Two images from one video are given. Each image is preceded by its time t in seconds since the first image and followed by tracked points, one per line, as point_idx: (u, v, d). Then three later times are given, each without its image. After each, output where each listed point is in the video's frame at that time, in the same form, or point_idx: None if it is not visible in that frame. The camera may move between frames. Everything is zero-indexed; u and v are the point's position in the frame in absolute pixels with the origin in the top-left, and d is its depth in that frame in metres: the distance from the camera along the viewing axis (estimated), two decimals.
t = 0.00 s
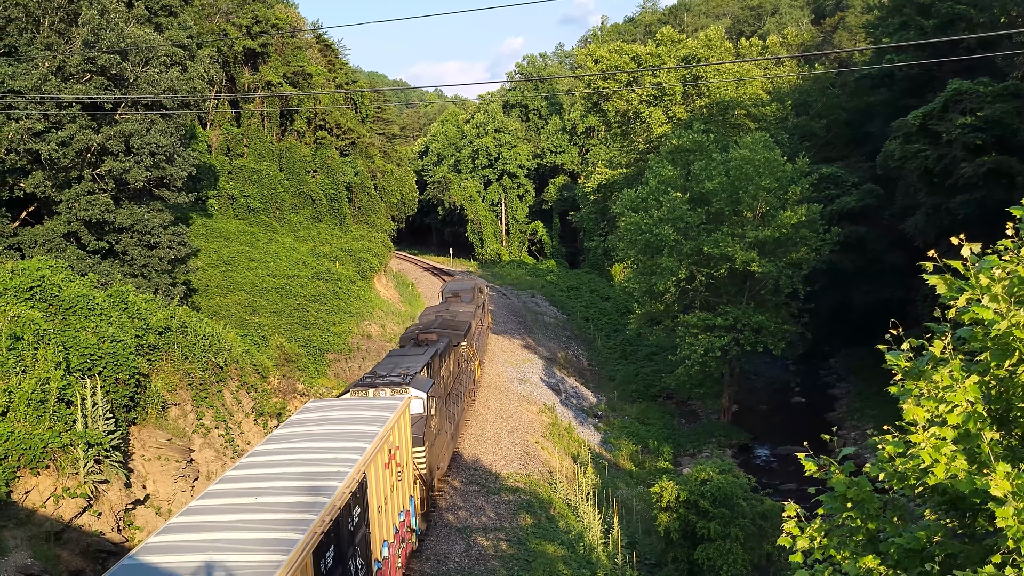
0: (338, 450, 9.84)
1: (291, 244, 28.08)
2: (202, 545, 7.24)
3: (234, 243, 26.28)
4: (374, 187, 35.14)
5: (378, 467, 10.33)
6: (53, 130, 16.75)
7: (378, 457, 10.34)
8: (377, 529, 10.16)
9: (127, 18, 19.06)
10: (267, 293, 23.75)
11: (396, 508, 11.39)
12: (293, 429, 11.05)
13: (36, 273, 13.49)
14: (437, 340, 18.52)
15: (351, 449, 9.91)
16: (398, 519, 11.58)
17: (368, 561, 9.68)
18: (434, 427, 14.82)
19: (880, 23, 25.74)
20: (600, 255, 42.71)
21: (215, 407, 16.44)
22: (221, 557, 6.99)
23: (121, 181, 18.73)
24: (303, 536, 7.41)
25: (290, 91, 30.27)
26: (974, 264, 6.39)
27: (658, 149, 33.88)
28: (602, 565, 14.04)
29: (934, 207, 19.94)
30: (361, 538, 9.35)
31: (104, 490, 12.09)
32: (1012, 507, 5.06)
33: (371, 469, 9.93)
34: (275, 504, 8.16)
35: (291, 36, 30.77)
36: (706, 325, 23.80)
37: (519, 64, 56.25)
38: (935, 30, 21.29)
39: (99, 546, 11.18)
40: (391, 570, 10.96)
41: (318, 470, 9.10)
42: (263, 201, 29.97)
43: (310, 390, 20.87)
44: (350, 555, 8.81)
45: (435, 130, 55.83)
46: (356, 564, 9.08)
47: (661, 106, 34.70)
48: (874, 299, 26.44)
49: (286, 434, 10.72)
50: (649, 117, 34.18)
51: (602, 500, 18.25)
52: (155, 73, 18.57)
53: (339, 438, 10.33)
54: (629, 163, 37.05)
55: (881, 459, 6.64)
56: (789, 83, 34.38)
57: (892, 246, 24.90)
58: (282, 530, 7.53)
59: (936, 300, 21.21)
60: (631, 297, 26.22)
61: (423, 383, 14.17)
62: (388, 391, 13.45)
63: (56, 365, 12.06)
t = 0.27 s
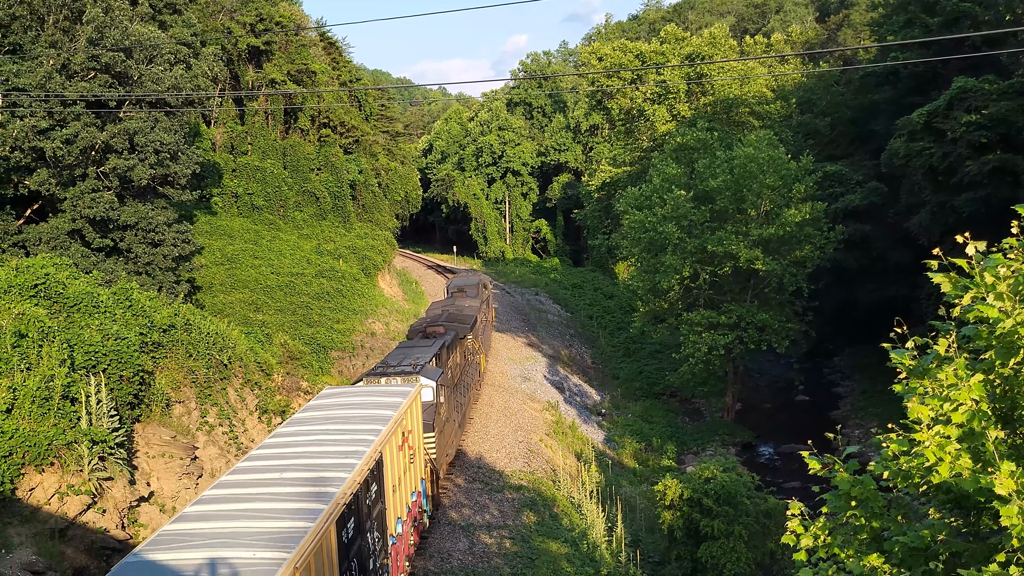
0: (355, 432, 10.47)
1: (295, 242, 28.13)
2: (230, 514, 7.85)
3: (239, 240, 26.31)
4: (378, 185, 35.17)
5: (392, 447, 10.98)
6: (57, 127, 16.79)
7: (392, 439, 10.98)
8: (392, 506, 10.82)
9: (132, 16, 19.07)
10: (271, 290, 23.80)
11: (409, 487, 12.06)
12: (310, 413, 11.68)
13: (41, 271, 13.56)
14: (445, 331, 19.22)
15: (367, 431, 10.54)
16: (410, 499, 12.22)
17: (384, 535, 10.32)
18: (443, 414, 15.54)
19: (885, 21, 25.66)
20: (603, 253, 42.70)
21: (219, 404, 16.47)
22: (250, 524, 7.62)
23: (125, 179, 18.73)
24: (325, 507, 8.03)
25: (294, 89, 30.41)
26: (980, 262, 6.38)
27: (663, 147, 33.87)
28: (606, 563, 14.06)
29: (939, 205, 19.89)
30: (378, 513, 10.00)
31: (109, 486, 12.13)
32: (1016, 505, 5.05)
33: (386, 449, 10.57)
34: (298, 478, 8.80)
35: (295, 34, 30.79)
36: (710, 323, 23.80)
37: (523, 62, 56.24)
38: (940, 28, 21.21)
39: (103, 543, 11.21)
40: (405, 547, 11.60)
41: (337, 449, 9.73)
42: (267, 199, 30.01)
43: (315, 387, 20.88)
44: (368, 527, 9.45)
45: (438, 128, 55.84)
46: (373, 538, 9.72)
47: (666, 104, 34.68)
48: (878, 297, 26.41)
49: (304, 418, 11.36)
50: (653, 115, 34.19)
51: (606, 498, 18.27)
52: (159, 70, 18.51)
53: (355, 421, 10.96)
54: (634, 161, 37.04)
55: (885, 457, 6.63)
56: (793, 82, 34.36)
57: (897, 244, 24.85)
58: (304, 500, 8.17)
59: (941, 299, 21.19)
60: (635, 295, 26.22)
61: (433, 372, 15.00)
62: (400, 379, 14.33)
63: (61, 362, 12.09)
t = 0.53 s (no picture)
0: (371, 416, 11.08)
1: (299, 240, 28.16)
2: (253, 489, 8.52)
3: (243, 238, 26.32)
4: (382, 183, 35.19)
5: (406, 431, 11.67)
6: (62, 125, 16.83)
7: (406, 423, 11.67)
8: (405, 486, 11.50)
9: (135, 14, 19.12)
10: (275, 288, 23.80)
11: (421, 470, 12.77)
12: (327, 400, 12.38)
13: (45, 269, 13.59)
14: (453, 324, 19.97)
15: (383, 415, 11.21)
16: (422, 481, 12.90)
17: (399, 513, 11.01)
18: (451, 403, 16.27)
19: (890, 19, 25.62)
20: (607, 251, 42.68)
21: (223, 402, 16.49)
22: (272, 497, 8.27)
23: (130, 176, 18.77)
24: (344, 482, 8.69)
25: (298, 87, 30.55)
26: (984, 261, 6.36)
27: (667, 146, 33.87)
28: (609, 562, 14.07)
29: (943, 204, 19.85)
30: (393, 491, 10.69)
31: (113, 484, 12.13)
32: (1021, 505, 5.04)
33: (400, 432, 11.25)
34: (318, 457, 9.46)
35: (299, 32, 30.80)
36: (714, 322, 23.77)
37: (527, 61, 56.23)
38: (944, 26, 21.16)
39: (107, 541, 11.23)
40: (417, 527, 12.26)
41: (354, 432, 10.39)
42: (271, 197, 30.03)
43: (318, 385, 20.88)
44: (384, 504, 10.12)
45: (442, 126, 55.85)
46: (389, 515, 10.39)
47: (669, 103, 34.68)
48: (882, 296, 26.37)
49: (321, 403, 12.06)
50: (657, 113, 34.25)
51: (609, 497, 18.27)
52: (162, 68, 18.61)
53: (370, 407, 11.63)
54: (637, 160, 37.03)
55: (890, 456, 6.62)
56: (798, 80, 34.32)
57: (900, 243, 24.82)
58: (321, 476, 8.83)
59: (946, 298, 21.15)
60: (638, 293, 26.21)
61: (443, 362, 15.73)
62: (410, 367, 15.08)
63: (65, 360, 12.12)
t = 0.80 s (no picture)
0: (387, 401, 11.80)
1: (303, 238, 28.19)
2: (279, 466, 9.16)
3: (247, 236, 26.35)
4: (386, 181, 35.23)
5: (418, 416, 12.36)
6: (66, 124, 16.81)
7: (418, 409, 12.37)
8: (417, 468, 12.22)
9: (140, 12, 19.11)
10: (279, 286, 23.81)
11: (432, 455, 13.48)
12: (346, 387, 13.06)
13: (50, 266, 13.63)
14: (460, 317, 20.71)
15: (397, 401, 11.89)
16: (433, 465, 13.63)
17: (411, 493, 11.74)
18: (460, 393, 16.97)
19: (895, 18, 25.55)
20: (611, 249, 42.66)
21: (227, 400, 16.51)
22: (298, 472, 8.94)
23: (134, 175, 18.77)
24: (363, 460, 9.35)
25: (301, 85, 30.70)
26: (990, 260, 6.34)
27: (670, 144, 33.88)
28: (613, 560, 14.08)
29: (948, 203, 19.81)
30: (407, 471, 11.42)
31: (117, 482, 12.16)
32: None
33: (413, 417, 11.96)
34: (338, 438, 10.14)
35: (303, 30, 30.83)
36: (718, 321, 23.75)
37: (531, 59, 56.22)
38: (949, 25, 21.08)
39: (111, 538, 11.26)
40: (428, 507, 12.99)
41: (371, 415, 11.06)
42: (275, 196, 30.06)
43: (322, 383, 20.87)
44: (399, 483, 10.84)
45: (446, 124, 55.89)
46: (403, 494, 11.08)
47: (673, 101, 34.69)
48: (887, 295, 26.33)
49: (340, 390, 12.76)
50: (661, 111, 34.35)
51: (613, 495, 18.27)
52: (167, 67, 18.62)
53: (386, 394, 12.27)
54: (641, 159, 37.03)
55: (895, 455, 6.60)
56: (802, 79, 34.28)
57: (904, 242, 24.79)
58: (342, 455, 9.48)
59: (950, 297, 21.12)
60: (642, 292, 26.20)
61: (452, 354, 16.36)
62: (420, 358, 15.71)
63: (69, 358, 12.15)
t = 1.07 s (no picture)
0: (400, 389, 12.46)
1: (308, 237, 28.22)
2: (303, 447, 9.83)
3: (251, 235, 26.38)
4: (389, 180, 35.26)
5: (429, 402, 13.03)
6: (71, 122, 16.81)
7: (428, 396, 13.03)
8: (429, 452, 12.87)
9: (145, 11, 19.16)
10: (283, 285, 23.80)
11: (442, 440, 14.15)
12: (361, 375, 13.68)
13: (54, 265, 13.65)
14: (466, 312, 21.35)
15: (409, 388, 12.54)
16: (444, 450, 14.26)
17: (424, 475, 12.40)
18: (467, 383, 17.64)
19: (899, 16, 25.52)
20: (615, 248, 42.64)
21: (231, 398, 16.52)
22: (321, 452, 9.58)
23: (139, 174, 18.80)
24: (379, 442, 9.97)
25: (306, 84, 30.62)
26: (995, 259, 6.33)
27: (674, 143, 33.87)
28: (617, 559, 14.08)
29: (953, 201, 19.78)
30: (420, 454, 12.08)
31: (122, 480, 12.17)
32: None
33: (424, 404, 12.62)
34: (356, 422, 10.76)
35: (307, 29, 30.88)
36: (722, 320, 23.73)
37: (535, 58, 56.21)
38: (955, 23, 20.95)
39: (116, 536, 11.29)
40: (439, 489, 13.66)
41: (386, 401, 11.72)
42: (279, 194, 30.10)
43: (326, 382, 20.87)
44: (413, 464, 11.50)
45: (450, 123, 55.93)
46: (417, 475, 11.75)
47: (678, 100, 34.71)
48: (891, 294, 26.30)
49: (355, 380, 13.38)
50: (665, 110, 34.36)
51: (616, 494, 18.27)
52: (171, 65, 18.76)
53: (398, 382, 12.92)
54: (645, 158, 37.02)
55: (899, 454, 6.60)
56: (806, 77, 34.24)
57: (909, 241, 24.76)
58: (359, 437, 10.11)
59: (954, 296, 21.11)
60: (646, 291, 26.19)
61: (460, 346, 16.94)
62: (430, 350, 16.45)
63: (74, 356, 12.16)
